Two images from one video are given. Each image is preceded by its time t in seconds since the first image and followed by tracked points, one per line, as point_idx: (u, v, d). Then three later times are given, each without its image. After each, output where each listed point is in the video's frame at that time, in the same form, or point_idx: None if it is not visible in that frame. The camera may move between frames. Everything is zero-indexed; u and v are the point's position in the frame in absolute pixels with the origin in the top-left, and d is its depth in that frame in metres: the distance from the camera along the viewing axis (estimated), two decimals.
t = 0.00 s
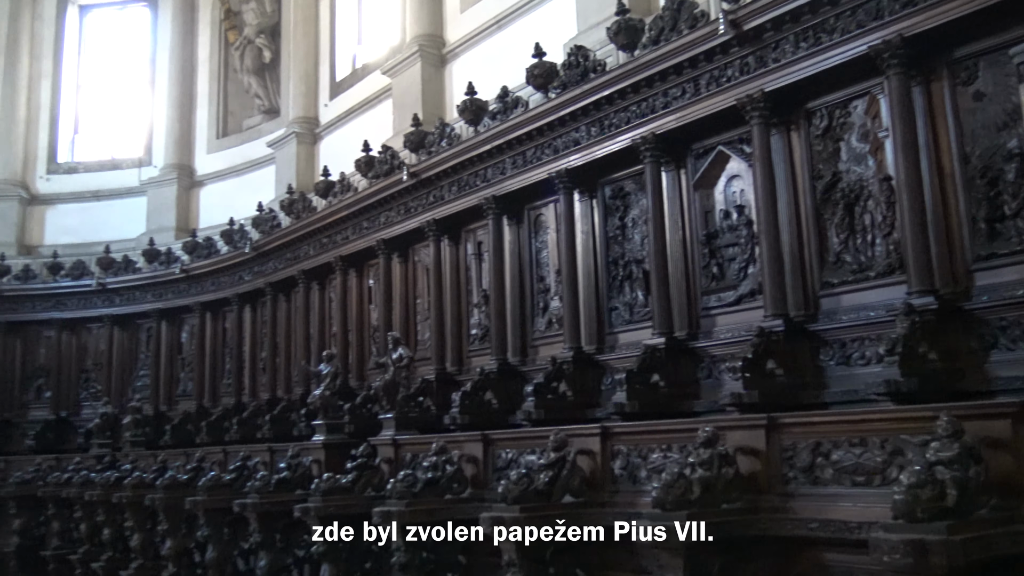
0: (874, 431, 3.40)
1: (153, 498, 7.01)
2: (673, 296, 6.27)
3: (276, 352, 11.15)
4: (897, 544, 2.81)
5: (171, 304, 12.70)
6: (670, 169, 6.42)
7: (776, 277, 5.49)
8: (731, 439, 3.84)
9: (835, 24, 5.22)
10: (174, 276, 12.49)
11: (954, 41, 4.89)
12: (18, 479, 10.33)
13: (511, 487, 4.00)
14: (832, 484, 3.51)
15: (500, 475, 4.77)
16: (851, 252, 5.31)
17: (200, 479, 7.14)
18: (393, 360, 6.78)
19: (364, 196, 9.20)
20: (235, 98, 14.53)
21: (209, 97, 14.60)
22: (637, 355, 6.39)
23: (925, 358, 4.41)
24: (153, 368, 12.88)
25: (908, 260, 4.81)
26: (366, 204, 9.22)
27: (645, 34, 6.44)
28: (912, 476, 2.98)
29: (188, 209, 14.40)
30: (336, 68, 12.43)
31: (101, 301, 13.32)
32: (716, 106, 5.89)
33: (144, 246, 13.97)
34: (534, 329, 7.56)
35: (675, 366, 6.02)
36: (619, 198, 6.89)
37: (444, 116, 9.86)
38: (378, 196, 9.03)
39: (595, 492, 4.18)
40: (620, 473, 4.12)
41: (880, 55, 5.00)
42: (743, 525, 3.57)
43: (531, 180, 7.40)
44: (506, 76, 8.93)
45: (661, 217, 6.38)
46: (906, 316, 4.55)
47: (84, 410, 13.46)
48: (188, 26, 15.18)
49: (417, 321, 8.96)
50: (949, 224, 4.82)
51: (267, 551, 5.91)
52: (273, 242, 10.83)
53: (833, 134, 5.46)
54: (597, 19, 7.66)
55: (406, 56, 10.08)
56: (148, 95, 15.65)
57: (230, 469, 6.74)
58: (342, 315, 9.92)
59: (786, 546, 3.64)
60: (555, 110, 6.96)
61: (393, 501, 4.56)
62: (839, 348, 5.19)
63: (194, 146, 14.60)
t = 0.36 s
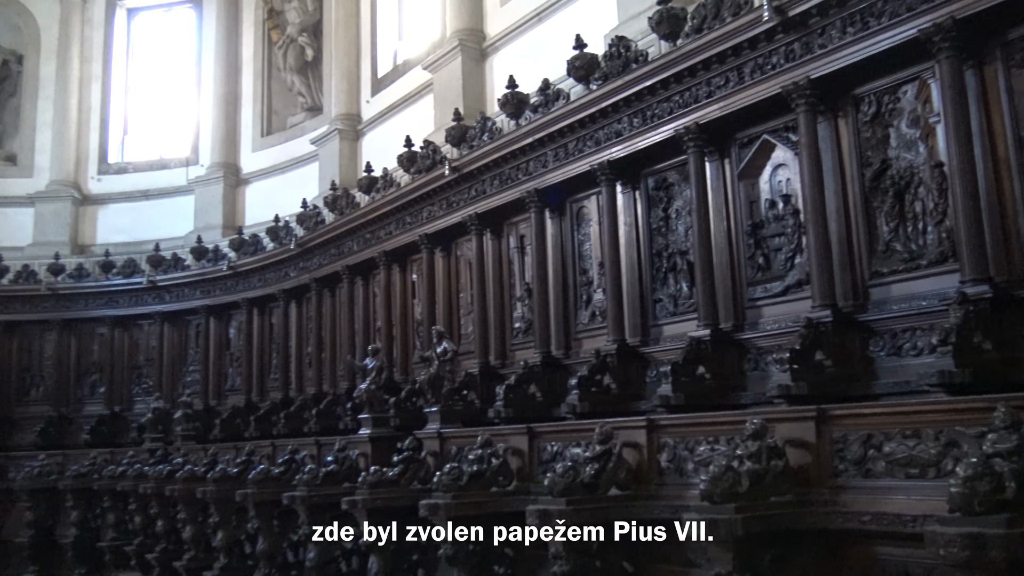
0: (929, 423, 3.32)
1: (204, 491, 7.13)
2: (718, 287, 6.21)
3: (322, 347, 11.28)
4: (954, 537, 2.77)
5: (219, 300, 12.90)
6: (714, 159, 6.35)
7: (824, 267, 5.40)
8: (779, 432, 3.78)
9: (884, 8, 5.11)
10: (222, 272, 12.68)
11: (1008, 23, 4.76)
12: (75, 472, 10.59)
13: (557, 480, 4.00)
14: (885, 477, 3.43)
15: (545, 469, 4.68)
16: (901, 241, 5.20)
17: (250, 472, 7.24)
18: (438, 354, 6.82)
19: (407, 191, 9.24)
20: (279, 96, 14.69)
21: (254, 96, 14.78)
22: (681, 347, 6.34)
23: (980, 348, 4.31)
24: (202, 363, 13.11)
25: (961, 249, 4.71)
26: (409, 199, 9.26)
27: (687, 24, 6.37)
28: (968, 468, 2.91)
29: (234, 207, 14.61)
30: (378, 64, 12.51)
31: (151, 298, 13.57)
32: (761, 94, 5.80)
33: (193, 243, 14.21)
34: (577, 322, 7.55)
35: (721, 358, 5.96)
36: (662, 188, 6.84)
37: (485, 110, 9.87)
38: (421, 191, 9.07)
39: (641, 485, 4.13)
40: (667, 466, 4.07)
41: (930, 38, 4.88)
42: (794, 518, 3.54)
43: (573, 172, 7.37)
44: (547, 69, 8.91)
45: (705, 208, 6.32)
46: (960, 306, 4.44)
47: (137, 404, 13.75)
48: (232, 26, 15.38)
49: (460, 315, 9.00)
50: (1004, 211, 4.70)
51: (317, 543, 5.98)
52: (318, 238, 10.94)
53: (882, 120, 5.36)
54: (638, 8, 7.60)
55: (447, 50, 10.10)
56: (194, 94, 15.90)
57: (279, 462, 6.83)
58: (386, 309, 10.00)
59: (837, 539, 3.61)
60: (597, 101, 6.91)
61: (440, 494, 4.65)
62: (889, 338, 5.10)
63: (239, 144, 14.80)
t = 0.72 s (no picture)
0: (978, 415, 3.25)
1: (248, 485, 7.22)
2: (759, 279, 6.14)
3: (361, 342, 11.36)
4: (1005, 531, 2.71)
5: (260, 296, 13.05)
6: (754, 149, 6.28)
7: (868, 257, 5.31)
8: (824, 425, 3.73)
9: None
10: (263, 269, 12.82)
11: None
12: (122, 466, 10.80)
13: (597, 474, 3.97)
14: (933, 471, 3.37)
15: (586, 463, 4.68)
16: (947, 229, 5.10)
17: (292, 466, 7.32)
18: (477, 348, 6.83)
19: (444, 185, 9.26)
20: (317, 94, 14.81)
21: (292, 94, 14.92)
22: (722, 339, 6.28)
23: None
24: (244, 359, 13.28)
25: (1010, 237, 4.60)
26: (447, 194, 9.28)
27: (725, 13, 6.29)
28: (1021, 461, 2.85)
29: (274, 204, 14.76)
30: (414, 60, 12.55)
31: (194, 295, 13.77)
32: (802, 82, 5.72)
33: (234, 241, 14.39)
34: (616, 315, 7.51)
35: (763, 350, 5.89)
36: (701, 180, 6.78)
37: (521, 104, 9.86)
38: (458, 185, 9.08)
39: (682, 478, 4.09)
40: (709, 459, 4.02)
41: (976, 22, 4.77)
42: (840, 513, 3.48)
43: (611, 165, 7.33)
44: (583, 61, 8.87)
45: (745, 199, 6.25)
46: (1010, 295, 4.33)
47: (181, 400, 13.97)
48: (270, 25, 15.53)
49: (498, 310, 9.01)
50: None
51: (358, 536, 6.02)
52: (356, 234, 11.01)
53: (926, 106, 5.26)
54: None
55: (483, 45, 10.10)
56: (233, 94, 16.09)
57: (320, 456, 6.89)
58: (425, 304, 10.05)
59: (884, 534, 3.55)
60: (634, 93, 6.86)
61: (480, 488, 4.62)
62: (936, 329, 5.00)
63: (278, 142, 14.94)
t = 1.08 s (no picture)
0: None
1: (287, 479, 7.30)
2: (797, 271, 6.07)
3: (397, 337, 11.43)
4: None
5: (296, 293, 13.18)
6: (790, 140, 6.20)
7: (908, 248, 5.23)
8: (865, 417, 3.68)
9: None
10: (299, 266, 12.93)
11: None
12: (164, 462, 10.98)
13: (635, 468, 3.97)
14: (978, 464, 3.31)
15: (622, 457, 4.67)
16: (990, 218, 5.02)
17: (330, 461, 7.38)
18: (512, 342, 6.83)
19: (478, 180, 9.26)
20: (350, 91, 14.89)
21: (326, 91, 15.02)
22: (759, 332, 6.22)
23: None
24: (282, 355, 13.42)
25: None
26: (480, 189, 9.28)
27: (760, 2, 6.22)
28: None
29: (309, 201, 14.89)
30: (447, 55, 12.57)
31: (232, 292, 13.93)
32: (839, 71, 5.63)
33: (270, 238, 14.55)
34: (652, 309, 7.48)
35: (801, 343, 5.83)
36: (737, 171, 6.71)
37: (555, 97, 9.83)
38: (492, 180, 9.07)
39: (721, 473, 4.05)
40: (747, 453, 3.98)
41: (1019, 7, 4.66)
42: (883, 507, 3.45)
43: (646, 158, 7.27)
44: (617, 54, 8.82)
45: (782, 190, 6.18)
46: None
47: (220, 396, 14.16)
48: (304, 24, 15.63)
49: (533, 304, 9.01)
50: None
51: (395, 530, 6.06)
52: (391, 230, 11.06)
53: (968, 94, 5.16)
54: None
55: (515, 39, 10.08)
56: (268, 92, 16.23)
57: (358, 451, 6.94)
58: (460, 299, 10.08)
59: (928, 526, 3.51)
60: (669, 85, 6.80)
61: (517, 482, 4.62)
62: (980, 320, 4.91)
63: (313, 140, 15.06)
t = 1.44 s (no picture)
0: None
1: (323, 473, 7.36)
2: (833, 261, 5.99)
3: (430, 332, 11.48)
4: None
5: (330, 289, 13.27)
6: (826, 129, 6.12)
7: (948, 237, 5.14)
8: (904, 410, 3.63)
9: None
10: (332, 262, 13.02)
11: None
12: (202, 456, 11.13)
13: (671, 461, 3.95)
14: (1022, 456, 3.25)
15: (658, 450, 4.63)
16: None
17: (365, 455, 7.43)
18: (546, 336, 6.83)
19: (509, 174, 9.25)
20: (381, 87, 14.95)
21: (357, 88, 15.09)
22: (795, 324, 6.16)
23: None
24: (316, 350, 13.53)
25: None
26: (512, 183, 9.27)
27: None
28: None
29: (342, 197, 14.98)
30: (477, 50, 12.57)
31: (267, 288, 14.06)
32: (876, 58, 5.54)
33: (304, 234, 14.67)
34: (686, 301, 7.43)
35: (838, 334, 5.77)
36: (771, 161, 6.65)
37: (586, 90, 9.79)
38: (523, 174, 9.06)
39: (757, 466, 4.02)
40: (784, 446, 3.94)
41: None
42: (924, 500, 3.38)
43: (678, 149, 7.22)
44: (648, 45, 8.76)
45: (817, 180, 6.10)
46: None
47: (256, 391, 14.32)
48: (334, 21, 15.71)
49: (566, 298, 9.00)
50: None
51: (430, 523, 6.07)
52: (423, 225, 11.09)
53: (1008, 80, 5.07)
54: None
55: (546, 32, 10.06)
56: (300, 90, 16.35)
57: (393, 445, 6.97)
58: (492, 294, 10.09)
59: (969, 521, 3.44)
60: (701, 75, 6.74)
61: (552, 476, 4.60)
62: (1022, 310, 4.81)
63: (345, 136, 15.14)
